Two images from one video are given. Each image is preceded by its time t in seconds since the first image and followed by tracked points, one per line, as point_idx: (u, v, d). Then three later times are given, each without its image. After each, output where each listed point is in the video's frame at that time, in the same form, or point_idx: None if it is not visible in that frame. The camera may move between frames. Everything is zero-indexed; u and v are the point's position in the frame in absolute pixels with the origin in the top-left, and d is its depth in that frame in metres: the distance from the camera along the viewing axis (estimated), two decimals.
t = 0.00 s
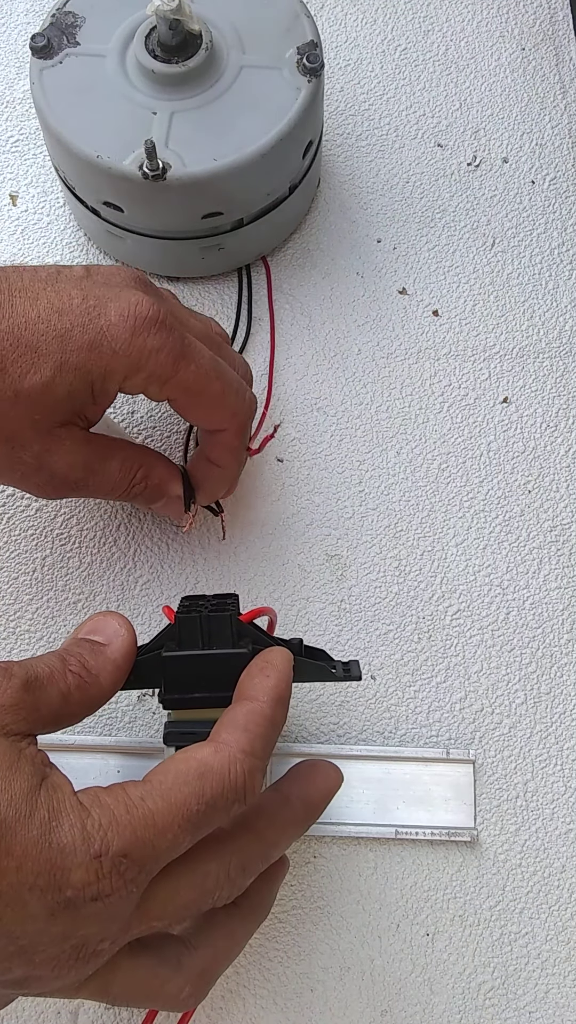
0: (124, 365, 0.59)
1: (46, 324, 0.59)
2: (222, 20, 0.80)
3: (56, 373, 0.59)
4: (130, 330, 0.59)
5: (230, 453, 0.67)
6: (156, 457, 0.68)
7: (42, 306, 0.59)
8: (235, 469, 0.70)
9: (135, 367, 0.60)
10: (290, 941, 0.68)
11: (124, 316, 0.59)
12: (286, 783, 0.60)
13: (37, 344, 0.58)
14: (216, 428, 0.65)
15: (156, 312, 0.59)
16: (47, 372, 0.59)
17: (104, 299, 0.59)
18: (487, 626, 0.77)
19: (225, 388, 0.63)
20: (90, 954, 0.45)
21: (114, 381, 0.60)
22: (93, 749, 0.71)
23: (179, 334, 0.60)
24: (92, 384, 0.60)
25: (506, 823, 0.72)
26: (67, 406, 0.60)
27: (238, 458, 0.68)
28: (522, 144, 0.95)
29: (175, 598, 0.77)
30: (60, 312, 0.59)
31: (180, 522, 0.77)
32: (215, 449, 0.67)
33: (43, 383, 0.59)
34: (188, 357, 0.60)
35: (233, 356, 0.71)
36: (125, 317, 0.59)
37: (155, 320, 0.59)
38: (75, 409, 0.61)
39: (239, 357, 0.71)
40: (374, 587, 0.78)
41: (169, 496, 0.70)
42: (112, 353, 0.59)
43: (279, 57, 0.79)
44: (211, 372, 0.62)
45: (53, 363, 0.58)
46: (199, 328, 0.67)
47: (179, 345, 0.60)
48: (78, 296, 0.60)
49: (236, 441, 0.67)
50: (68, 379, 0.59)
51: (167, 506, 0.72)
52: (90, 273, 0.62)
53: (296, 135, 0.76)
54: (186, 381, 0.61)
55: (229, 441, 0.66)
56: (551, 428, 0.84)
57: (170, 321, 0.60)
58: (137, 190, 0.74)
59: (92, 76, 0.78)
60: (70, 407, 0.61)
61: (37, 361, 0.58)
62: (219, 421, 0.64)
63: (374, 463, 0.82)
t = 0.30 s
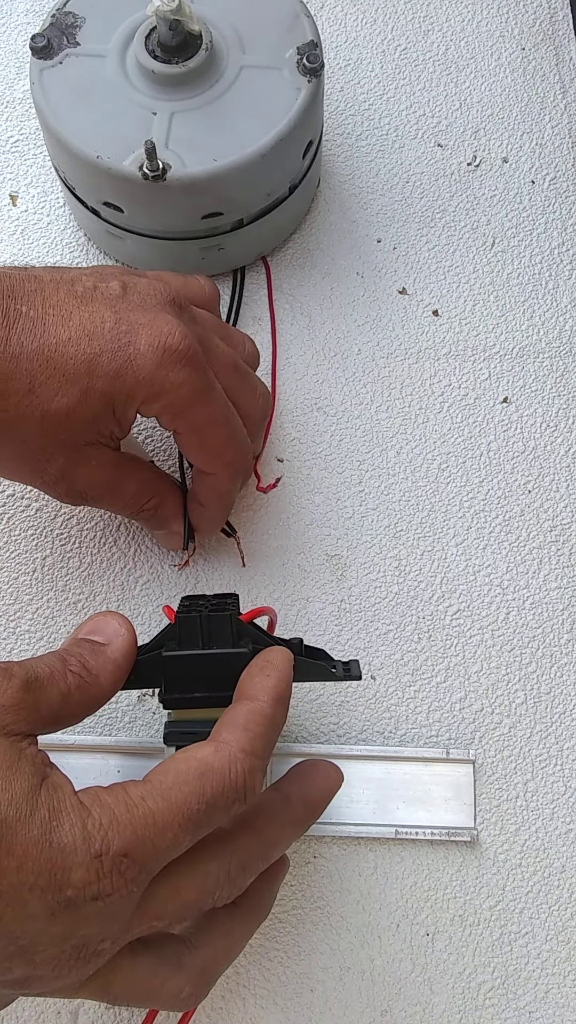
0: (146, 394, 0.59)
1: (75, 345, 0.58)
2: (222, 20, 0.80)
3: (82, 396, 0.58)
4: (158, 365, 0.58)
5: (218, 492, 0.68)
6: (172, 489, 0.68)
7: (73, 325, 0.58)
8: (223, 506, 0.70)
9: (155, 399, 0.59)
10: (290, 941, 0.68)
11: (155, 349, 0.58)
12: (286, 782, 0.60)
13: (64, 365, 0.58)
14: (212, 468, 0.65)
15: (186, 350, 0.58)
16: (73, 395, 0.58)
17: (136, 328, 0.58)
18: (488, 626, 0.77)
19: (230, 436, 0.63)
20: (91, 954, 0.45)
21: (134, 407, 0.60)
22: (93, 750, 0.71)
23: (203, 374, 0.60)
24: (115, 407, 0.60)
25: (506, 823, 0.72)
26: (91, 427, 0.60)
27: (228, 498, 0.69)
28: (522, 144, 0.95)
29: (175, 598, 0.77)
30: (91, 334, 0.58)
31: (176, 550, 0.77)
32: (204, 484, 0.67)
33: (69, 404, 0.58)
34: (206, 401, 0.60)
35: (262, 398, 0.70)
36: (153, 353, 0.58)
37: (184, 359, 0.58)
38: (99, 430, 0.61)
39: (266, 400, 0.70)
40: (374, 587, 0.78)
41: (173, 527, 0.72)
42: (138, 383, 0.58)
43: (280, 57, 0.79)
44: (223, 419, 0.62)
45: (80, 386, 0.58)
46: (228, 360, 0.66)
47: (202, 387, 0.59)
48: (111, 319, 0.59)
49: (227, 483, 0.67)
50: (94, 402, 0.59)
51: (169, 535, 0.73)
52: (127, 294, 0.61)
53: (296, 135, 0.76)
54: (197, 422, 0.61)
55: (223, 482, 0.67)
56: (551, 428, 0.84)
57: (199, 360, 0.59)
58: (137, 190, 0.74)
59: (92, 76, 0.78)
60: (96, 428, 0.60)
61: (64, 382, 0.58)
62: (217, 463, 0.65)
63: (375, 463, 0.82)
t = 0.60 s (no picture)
0: (166, 301, 0.60)
1: (97, 252, 0.59)
2: (222, 20, 0.80)
3: (103, 299, 0.59)
4: (179, 269, 0.60)
5: (221, 452, 0.67)
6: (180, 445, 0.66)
7: (92, 236, 0.60)
8: (226, 475, 0.70)
9: (175, 307, 0.61)
10: (290, 941, 0.68)
11: (176, 255, 0.60)
12: (286, 780, 0.60)
13: (86, 268, 0.59)
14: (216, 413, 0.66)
15: (204, 261, 0.61)
16: (96, 298, 0.59)
17: (156, 238, 0.61)
18: (488, 626, 0.77)
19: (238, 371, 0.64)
20: (91, 952, 0.45)
21: (151, 320, 0.61)
22: (93, 749, 0.71)
23: (218, 295, 0.62)
24: (134, 317, 0.60)
25: (506, 823, 0.72)
26: (109, 338, 0.60)
27: (230, 459, 0.69)
28: (522, 144, 0.95)
29: (175, 598, 0.77)
30: (111, 243, 0.60)
31: (171, 520, 0.75)
32: (206, 438, 0.67)
33: (90, 307, 0.59)
34: (219, 321, 0.62)
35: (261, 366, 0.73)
36: (174, 257, 0.60)
37: (202, 268, 0.61)
38: (115, 344, 0.61)
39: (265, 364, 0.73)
40: (374, 587, 0.78)
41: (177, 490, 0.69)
42: (159, 286, 0.60)
43: (280, 57, 0.79)
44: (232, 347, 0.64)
45: (101, 289, 0.59)
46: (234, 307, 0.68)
47: (216, 302, 0.62)
48: (130, 232, 0.61)
49: (231, 438, 0.67)
50: (115, 306, 0.59)
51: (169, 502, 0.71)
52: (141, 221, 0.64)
53: (296, 135, 0.76)
54: (209, 344, 0.62)
55: (226, 433, 0.66)
56: (551, 428, 0.84)
57: (215, 276, 0.62)
58: (138, 190, 0.74)
59: (92, 76, 0.78)
60: (114, 338, 0.60)
61: (86, 284, 0.59)
62: (223, 405, 0.65)
63: (375, 463, 0.82)
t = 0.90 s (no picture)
0: (174, 294, 0.61)
1: (108, 241, 0.60)
2: (222, 20, 0.80)
3: (113, 288, 0.59)
4: (189, 263, 0.61)
5: (210, 452, 0.67)
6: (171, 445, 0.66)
7: (104, 227, 0.61)
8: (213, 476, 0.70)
9: (182, 298, 0.61)
10: (290, 941, 0.68)
11: (187, 249, 0.61)
12: (286, 780, 0.60)
13: (98, 257, 0.59)
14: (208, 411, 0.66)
15: (212, 258, 0.62)
16: (105, 286, 0.59)
17: (167, 231, 0.61)
18: (488, 626, 0.77)
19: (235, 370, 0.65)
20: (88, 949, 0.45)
21: (158, 312, 0.62)
22: (93, 750, 0.71)
23: (224, 294, 0.64)
24: (141, 307, 0.61)
25: (506, 823, 0.72)
26: (116, 328, 0.60)
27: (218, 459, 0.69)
28: (522, 144, 0.95)
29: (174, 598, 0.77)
30: (123, 234, 0.61)
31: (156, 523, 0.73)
32: (196, 435, 0.67)
33: (100, 295, 0.59)
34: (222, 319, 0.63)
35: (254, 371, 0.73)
36: (186, 251, 0.61)
37: (211, 264, 0.62)
38: (121, 334, 0.61)
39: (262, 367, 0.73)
40: (374, 587, 0.78)
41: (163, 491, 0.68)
42: (168, 278, 0.61)
43: (280, 57, 0.79)
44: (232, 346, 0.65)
45: (111, 277, 0.59)
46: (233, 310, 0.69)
47: (221, 300, 0.63)
48: (141, 225, 0.62)
49: (222, 438, 0.67)
50: (124, 296, 0.60)
51: (155, 503, 0.70)
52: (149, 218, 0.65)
53: (295, 135, 0.76)
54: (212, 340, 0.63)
55: (217, 431, 0.67)
56: (551, 428, 0.84)
57: (222, 275, 0.63)
58: (137, 189, 0.74)
59: (92, 75, 0.78)
60: (120, 329, 0.60)
61: (96, 272, 0.59)
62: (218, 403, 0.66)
63: (375, 463, 0.82)
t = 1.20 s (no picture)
0: (165, 324, 0.61)
1: (101, 271, 0.60)
2: (222, 20, 0.80)
3: (104, 316, 0.59)
4: (180, 293, 0.61)
5: (197, 471, 0.68)
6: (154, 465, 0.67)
7: (97, 255, 0.60)
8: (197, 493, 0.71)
9: (172, 329, 0.61)
10: (290, 941, 0.68)
11: (178, 279, 0.61)
12: (286, 779, 0.60)
13: (90, 286, 0.59)
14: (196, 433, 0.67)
15: (204, 286, 0.62)
16: (97, 314, 0.59)
17: (160, 261, 0.61)
18: (488, 626, 0.77)
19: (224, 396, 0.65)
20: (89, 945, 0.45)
21: (148, 340, 0.62)
22: (94, 749, 0.71)
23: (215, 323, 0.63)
24: (132, 334, 0.61)
25: (506, 823, 0.72)
26: (105, 356, 0.61)
27: (203, 479, 0.70)
28: (522, 144, 0.95)
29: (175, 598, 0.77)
30: (116, 263, 0.60)
31: (137, 537, 0.74)
32: (184, 454, 0.68)
33: (91, 323, 0.59)
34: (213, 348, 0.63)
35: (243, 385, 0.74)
36: (178, 281, 0.61)
37: (202, 294, 0.62)
38: (109, 361, 0.61)
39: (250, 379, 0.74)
40: (374, 587, 0.78)
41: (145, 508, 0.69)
42: (160, 309, 0.60)
43: (280, 57, 0.79)
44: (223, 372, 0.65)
45: (104, 306, 0.59)
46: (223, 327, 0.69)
47: (212, 330, 0.63)
48: (134, 253, 0.62)
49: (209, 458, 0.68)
50: (115, 324, 0.60)
51: (136, 519, 0.71)
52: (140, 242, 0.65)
53: (296, 135, 0.76)
54: (203, 370, 0.63)
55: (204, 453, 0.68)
56: (551, 428, 0.84)
57: (213, 303, 0.63)
58: (138, 189, 0.74)
59: (92, 76, 0.78)
60: (110, 356, 0.61)
61: (89, 300, 0.59)
62: (205, 428, 0.67)
63: (375, 464, 0.82)
